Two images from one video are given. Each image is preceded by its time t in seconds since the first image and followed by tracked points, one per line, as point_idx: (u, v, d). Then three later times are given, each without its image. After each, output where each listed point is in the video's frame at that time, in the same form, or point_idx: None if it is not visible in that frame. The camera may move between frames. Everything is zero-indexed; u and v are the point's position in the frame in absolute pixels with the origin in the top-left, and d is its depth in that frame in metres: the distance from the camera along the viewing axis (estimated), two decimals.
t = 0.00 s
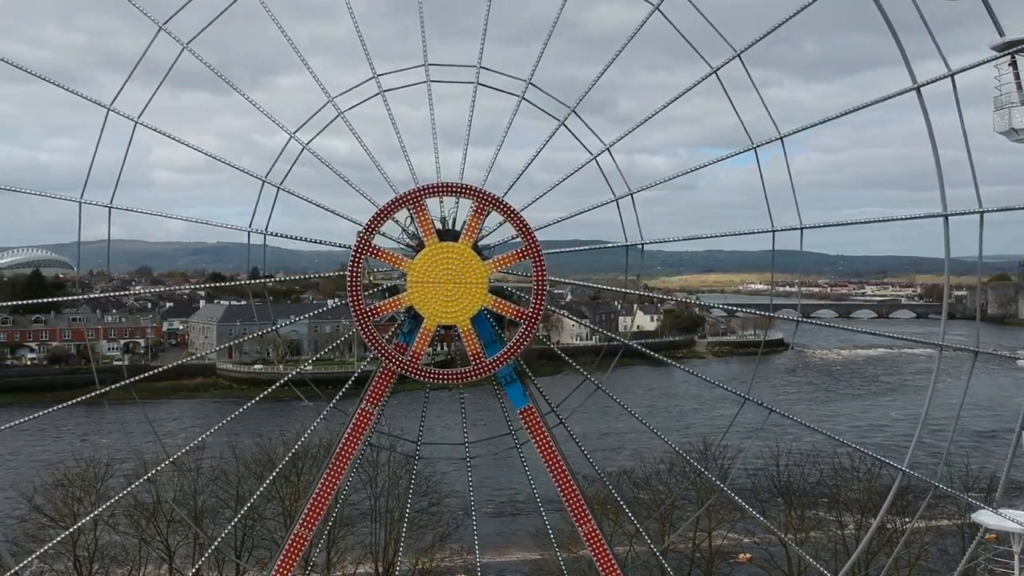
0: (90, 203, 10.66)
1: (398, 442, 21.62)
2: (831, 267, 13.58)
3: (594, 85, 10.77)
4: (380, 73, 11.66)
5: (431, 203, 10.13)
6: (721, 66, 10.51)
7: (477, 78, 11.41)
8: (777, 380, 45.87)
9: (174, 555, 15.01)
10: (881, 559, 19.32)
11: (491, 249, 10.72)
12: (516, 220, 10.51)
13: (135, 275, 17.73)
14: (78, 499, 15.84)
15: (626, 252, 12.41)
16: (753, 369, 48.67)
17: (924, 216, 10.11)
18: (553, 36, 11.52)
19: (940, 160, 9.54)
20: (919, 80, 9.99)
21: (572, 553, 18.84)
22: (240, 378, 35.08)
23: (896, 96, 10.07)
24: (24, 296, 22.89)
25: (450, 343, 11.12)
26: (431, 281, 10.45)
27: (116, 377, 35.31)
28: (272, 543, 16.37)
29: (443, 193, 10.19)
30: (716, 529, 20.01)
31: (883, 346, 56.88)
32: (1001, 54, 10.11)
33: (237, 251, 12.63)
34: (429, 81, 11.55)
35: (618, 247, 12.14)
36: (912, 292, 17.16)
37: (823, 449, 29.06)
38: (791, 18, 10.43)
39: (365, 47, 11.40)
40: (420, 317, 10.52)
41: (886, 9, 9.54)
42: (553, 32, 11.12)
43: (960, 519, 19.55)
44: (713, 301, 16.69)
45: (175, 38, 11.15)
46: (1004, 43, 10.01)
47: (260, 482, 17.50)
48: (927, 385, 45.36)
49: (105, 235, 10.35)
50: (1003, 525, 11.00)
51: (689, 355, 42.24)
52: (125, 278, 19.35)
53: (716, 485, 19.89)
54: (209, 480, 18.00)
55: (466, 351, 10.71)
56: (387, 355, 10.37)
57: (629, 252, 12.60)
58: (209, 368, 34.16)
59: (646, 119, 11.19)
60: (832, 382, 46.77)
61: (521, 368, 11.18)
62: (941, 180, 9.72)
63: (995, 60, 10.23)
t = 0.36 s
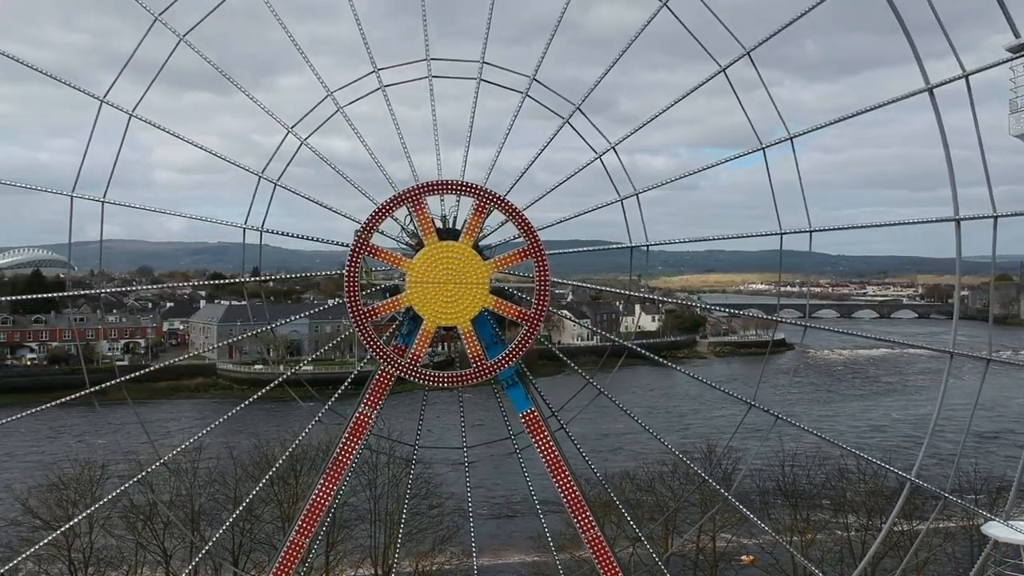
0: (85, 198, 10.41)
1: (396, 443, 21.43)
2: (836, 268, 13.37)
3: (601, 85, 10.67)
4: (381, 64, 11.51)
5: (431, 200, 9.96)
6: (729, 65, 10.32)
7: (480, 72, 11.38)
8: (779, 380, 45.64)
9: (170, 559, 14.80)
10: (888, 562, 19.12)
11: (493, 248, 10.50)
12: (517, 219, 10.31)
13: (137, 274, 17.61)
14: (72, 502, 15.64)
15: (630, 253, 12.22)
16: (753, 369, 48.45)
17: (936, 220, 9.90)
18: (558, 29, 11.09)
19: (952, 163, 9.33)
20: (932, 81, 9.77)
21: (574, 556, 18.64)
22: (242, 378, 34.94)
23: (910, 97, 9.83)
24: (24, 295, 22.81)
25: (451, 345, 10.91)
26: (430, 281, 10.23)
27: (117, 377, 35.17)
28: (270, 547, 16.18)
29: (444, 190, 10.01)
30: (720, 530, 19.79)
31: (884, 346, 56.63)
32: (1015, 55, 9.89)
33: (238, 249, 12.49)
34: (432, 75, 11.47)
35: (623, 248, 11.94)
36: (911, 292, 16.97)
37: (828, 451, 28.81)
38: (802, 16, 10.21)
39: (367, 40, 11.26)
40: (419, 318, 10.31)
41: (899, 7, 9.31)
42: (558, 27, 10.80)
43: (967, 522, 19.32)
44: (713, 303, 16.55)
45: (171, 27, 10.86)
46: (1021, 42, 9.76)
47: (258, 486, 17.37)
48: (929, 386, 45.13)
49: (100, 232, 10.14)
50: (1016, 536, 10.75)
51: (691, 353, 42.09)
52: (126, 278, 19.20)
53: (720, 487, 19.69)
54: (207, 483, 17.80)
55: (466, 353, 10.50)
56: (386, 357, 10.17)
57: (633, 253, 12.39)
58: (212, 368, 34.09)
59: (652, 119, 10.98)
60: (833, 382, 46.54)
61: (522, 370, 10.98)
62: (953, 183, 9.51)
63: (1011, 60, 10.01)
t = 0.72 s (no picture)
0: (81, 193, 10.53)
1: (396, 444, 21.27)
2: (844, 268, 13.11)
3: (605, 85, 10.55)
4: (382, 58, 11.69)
5: (431, 198, 9.75)
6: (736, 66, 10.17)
7: (482, 67, 11.53)
8: (780, 380, 45.37)
9: (167, 563, 14.62)
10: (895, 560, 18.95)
11: (494, 248, 10.29)
12: (519, 218, 10.09)
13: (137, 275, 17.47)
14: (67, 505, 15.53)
15: (636, 253, 12.04)
16: (755, 369, 48.24)
17: (948, 224, 9.67)
18: (560, 25, 11.31)
19: (961, 173, 9.16)
20: (944, 82, 9.54)
21: (575, 559, 18.40)
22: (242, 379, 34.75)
23: (920, 99, 9.61)
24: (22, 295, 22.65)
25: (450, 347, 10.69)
26: (430, 281, 10.01)
27: (116, 378, 35.00)
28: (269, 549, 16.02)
29: (443, 188, 9.80)
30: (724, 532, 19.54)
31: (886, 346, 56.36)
32: None
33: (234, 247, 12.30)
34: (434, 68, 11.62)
35: (629, 248, 11.77)
36: (913, 292, 16.74)
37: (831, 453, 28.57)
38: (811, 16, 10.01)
39: (368, 33, 11.34)
40: (419, 320, 10.10)
41: (911, 6, 9.10)
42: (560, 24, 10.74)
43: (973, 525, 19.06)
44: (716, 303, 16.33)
45: (173, 22, 10.97)
46: None
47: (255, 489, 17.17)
48: (932, 386, 44.86)
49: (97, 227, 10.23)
50: None
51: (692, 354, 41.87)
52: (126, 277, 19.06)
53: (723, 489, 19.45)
54: (204, 485, 17.59)
55: (466, 355, 10.29)
56: (384, 360, 9.94)
57: (639, 254, 12.21)
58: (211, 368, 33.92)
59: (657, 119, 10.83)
60: (835, 383, 46.28)
61: (524, 373, 10.77)
62: (965, 186, 9.31)
63: None
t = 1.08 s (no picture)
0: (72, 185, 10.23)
1: (393, 448, 21.02)
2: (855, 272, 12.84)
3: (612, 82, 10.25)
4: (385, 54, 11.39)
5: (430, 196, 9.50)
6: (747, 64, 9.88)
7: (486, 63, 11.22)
8: (783, 380, 45.06)
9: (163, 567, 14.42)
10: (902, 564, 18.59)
11: (496, 247, 10.04)
12: (521, 217, 9.84)
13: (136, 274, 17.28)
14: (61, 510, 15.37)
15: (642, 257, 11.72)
16: (758, 369, 47.96)
17: (963, 230, 9.38)
18: (566, 26, 11.01)
19: (979, 171, 8.91)
20: (960, 84, 9.25)
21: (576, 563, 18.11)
22: (243, 379, 34.55)
23: (937, 100, 9.36)
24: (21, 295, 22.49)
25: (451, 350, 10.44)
26: (429, 281, 9.76)
27: (117, 378, 34.85)
28: (265, 553, 15.80)
29: (443, 186, 9.55)
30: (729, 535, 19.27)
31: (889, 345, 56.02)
32: None
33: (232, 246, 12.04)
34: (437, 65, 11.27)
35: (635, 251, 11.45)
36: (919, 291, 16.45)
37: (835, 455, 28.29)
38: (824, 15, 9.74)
39: (370, 30, 11.10)
40: (418, 321, 9.85)
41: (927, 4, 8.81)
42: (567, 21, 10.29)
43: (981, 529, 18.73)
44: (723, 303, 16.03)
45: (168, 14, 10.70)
46: None
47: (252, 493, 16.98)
48: (936, 387, 44.50)
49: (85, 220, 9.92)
50: None
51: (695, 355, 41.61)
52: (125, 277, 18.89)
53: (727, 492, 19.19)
54: (201, 489, 17.38)
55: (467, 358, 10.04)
56: (382, 362, 9.68)
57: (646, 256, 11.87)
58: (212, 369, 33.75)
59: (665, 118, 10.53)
60: (838, 383, 45.95)
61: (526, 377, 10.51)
62: (981, 191, 9.00)
63: None
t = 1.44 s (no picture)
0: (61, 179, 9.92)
1: (392, 450, 20.79)
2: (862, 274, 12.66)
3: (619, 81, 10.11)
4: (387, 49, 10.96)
5: (431, 192, 9.31)
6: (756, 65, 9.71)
7: (491, 58, 10.99)
8: (785, 379, 44.88)
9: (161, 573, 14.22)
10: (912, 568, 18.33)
11: (499, 247, 9.84)
12: (525, 216, 9.63)
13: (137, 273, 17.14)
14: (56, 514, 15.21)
15: (648, 260, 11.47)
16: (759, 368, 47.80)
17: (979, 235, 9.16)
18: (572, 23, 10.74)
19: (994, 177, 8.77)
20: (974, 87, 9.04)
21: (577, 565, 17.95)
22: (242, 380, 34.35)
23: (952, 102, 9.19)
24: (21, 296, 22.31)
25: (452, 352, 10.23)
26: (430, 282, 9.54)
27: (116, 379, 34.69)
28: (263, 557, 15.58)
29: (444, 183, 9.35)
30: (736, 535, 19.03)
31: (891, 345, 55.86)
32: None
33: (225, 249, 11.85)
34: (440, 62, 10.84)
35: (641, 253, 11.21)
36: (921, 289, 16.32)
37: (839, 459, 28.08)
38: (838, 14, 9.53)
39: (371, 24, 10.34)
40: (418, 323, 9.63)
41: (943, 3, 8.60)
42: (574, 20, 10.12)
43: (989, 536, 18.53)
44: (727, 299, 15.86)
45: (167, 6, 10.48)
46: None
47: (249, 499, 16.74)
48: (939, 387, 44.27)
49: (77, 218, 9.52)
50: None
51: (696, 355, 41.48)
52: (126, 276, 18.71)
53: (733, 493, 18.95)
54: (197, 493, 17.14)
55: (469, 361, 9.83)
56: (381, 365, 9.47)
57: (652, 259, 11.59)
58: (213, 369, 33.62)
59: (672, 118, 10.36)
60: (840, 383, 45.76)
61: (530, 380, 10.31)
62: (997, 195, 8.80)
63: None
